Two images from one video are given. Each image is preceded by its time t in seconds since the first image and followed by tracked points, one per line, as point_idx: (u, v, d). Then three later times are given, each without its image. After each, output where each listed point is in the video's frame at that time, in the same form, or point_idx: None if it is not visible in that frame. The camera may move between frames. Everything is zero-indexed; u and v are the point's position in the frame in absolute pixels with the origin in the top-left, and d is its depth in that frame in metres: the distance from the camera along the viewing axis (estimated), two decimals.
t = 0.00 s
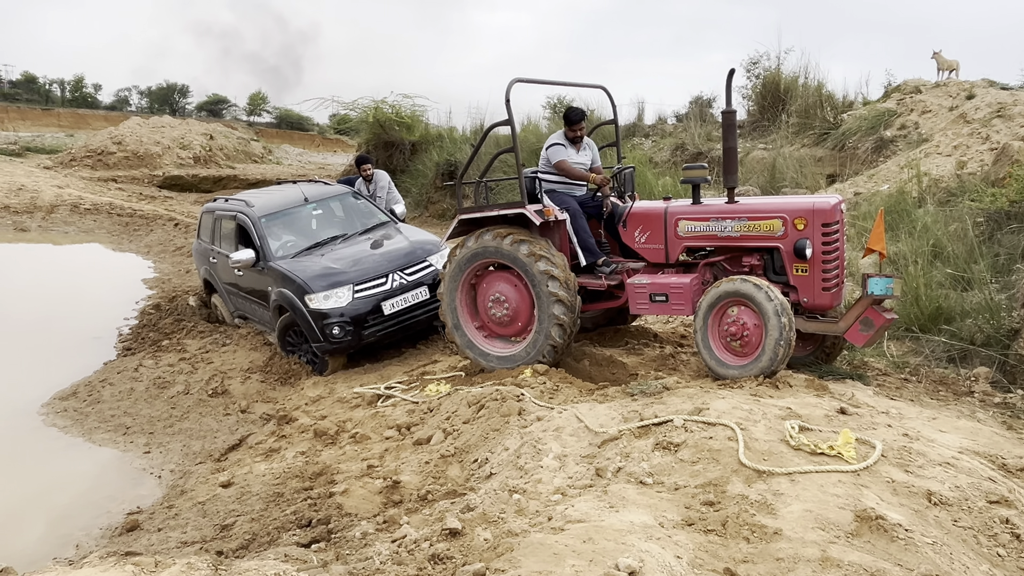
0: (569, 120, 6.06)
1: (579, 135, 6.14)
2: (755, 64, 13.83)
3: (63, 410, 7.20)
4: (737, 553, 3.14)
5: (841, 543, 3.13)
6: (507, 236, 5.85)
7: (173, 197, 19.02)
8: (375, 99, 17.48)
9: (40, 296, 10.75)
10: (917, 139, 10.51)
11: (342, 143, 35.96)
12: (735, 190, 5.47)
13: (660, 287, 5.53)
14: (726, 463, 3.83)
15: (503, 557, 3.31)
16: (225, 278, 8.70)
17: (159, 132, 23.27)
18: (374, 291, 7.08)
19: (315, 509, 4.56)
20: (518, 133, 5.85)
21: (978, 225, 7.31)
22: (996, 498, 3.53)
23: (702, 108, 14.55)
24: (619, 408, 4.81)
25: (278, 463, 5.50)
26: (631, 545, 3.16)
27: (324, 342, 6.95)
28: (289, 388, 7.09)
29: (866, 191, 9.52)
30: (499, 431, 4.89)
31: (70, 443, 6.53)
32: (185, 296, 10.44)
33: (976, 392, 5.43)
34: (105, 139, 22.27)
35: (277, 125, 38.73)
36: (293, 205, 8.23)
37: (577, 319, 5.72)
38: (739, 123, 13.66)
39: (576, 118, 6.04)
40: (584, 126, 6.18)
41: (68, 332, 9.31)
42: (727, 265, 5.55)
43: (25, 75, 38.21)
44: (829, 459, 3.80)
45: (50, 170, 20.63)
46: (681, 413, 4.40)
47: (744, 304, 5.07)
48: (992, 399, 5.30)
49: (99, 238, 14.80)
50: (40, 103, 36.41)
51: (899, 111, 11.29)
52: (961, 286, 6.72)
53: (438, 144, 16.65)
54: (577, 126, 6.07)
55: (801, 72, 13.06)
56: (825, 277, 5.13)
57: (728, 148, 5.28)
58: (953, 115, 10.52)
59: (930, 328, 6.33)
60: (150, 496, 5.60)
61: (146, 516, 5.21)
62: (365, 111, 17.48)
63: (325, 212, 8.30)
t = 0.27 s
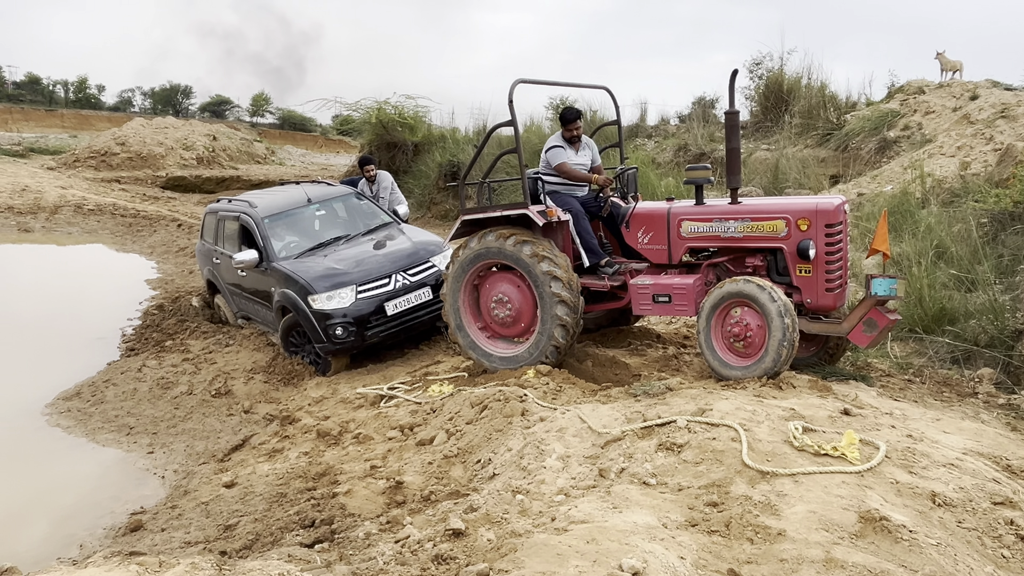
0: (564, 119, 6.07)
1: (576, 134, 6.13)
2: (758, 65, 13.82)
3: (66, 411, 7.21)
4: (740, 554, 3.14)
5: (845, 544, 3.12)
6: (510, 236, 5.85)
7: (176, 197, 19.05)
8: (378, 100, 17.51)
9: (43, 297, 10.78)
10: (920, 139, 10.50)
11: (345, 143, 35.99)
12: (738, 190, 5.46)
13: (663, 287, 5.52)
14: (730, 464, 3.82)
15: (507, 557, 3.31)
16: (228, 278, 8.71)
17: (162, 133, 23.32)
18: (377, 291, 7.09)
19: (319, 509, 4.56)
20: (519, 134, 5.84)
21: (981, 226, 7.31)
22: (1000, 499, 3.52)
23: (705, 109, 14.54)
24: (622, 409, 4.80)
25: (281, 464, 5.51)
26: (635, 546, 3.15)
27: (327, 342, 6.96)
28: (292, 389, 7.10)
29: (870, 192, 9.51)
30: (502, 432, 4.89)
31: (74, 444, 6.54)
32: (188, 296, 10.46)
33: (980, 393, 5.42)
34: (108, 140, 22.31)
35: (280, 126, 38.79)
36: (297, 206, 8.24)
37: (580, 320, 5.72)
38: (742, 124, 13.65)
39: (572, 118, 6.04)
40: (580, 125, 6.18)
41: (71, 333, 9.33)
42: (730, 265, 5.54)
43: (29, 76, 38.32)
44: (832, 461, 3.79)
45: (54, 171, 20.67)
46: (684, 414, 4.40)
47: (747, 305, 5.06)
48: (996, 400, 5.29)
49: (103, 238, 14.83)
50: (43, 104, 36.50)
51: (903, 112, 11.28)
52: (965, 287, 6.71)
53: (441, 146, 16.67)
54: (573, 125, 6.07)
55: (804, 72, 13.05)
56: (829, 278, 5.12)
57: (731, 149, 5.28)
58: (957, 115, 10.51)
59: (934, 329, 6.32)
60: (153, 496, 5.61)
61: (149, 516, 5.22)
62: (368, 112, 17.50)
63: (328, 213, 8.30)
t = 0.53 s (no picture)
0: (569, 119, 6.05)
1: (580, 135, 6.12)
2: (759, 65, 13.82)
3: (68, 411, 7.22)
4: (742, 555, 3.13)
5: (847, 545, 3.12)
6: (512, 237, 5.85)
7: (178, 198, 19.06)
8: (379, 101, 17.52)
9: (45, 297, 10.78)
10: (922, 140, 10.49)
11: (347, 144, 36.02)
12: (740, 191, 5.46)
13: (664, 288, 5.52)
14: (731, 465, 3.82)
15: (508, 558, 3.31)
16: (229, 279, 8.72)
17: (164, 134, 23.35)
18: (379, 292, 7.09)
19: (320, 509, 4.56)
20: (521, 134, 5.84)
21: (983, 227, 7.30)
22: (1002, 501, 3.52)
23: (706, 109, 14.54)
24: (623, 409, 4.80)
25: (282, 464, 5.51)
26: (636, 547, 3.15)
27: (328, 342, 6.96)
28: (293, 389, 7.10)
29: (871, 193, 9.50)
30: (504, 433, 4.89)
31: (76, 444, 6.54)
32: (190, 297, 10.46)
33: (982, 395, 5.41)
34: (110, 141, 22.34)
35: (281, 127, 38.82)
36: (298, 206, 8.24)
37: (581, 320, 5.72)
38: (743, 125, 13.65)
39: (577, 118, 6.03)
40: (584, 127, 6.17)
41: (72, 333, 9.33)
42: (731, 266, 5.54)
43: (31, 77, 38.39)
44: (834, 462, 3.79)
45: (55, 171, 20.69)
46: (685, 415, 4.39)
47: (749, 306, 5.06)
48: (998, 401, 5.28)
49: (104, 239, 14.84)
50: (45, 104, 36.56)
51: (904, 113, 11.27)
52: (966, 287, 6.70)
53: (442, 146, 16.68)
54: (577, 125, 6.06)
55: (805, 73, 13.05)
56: (830, 278, 5.12)
57: (732, 149, 5.28)
58: (959, 116, 10.50)
59: (935, 330, 6.31)
60: (154, 496, 5.61)
61: (150, 516, 5.22)
62: (369, 112, 17.52)
63: (329, 213, 8.31)
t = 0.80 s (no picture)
0: (573, 120, 6.02)
1: (583, 135, 6.11)
2: (759, 66, 13.82)
3: (68, 411, 7.22)
4: (742, 557, 3.13)
5: (847, 547, 3.11)
6: (512, 237, 5.84)
7: (178, 198, 19.06)
8: (380, 102, 17.53)
9: (45, 297, 10.78)
10: (922, 141, 10.48)
11: (347, 144, 36.03)
12: (740, 192, 5.45)
13: (664, 289, 5.51)
14: (731, 466, 3.82)
15: (508, 559, 3.30)
16: (229, 279, 8.72)
17: (164, 134, 23.35)
18: (379, 292, 7.09)
19: (319, 510, 4.56)
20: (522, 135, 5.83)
21: (983, 227, 7.30)
22: (1002, 502, 3.51)
23: (706, 110, 14.54)
24: (624, 410, 4.80)
25: (282, 465, 5.50)
26: (636, 548, 3.15)
27: (328, 343, 6.95)
28: (293, 390, 7.09)
29: (871, 194, 9.50)
30: (503, 433, 4.88)
31: (75, 445, 6.54)
32: (190, 297, 10.46)
33: (982, 395, 5.41)
34: (110, 141, 22.35)
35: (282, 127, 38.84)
36: (298, 207, 8.24)
37: (581, 321, 5.71)
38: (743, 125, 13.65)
39: (581, 119, 6.01)
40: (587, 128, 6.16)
41: (72, 334, 9.33)
42: (731, 267, 5.54)
43: (31, 77, 38.41)
44: (834, 463, 3.79)
45: (55, 172, 20.69)
46: (686, 416, 4.39)
47: (749, 306, 5.05)
48: (998, 402, 5.28)
49: (104, 240, 14.83)
50: (45, 105, 36.57)
51: (905, 114, 11.26)
52: (967, 288, 6.70)
53: (442, 147, 16.68)
54: (580, 126, 6.05)
55: (805, 74, 13.05)
56: (830, 279, 5.11)
57: (732, 150, 5.27)
58: (959, 117, 10.50)
59: (936, 331, 6.30)
60: (154, 497, 5.61)
61: (150, 517, 5.22)
62: (370, 113, 17.52)
63: (329, 214, 8.31)
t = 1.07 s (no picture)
0: (573, 121, 6.02)
1: (582, 136, 6.10)
2: (759, 67, 13.82)
3: (66, 412, 7.21)
4: (741, 558, 3.12)
5: (847, 548, 3.11)
6: (511, 238, 5.83)
7: (177, 199, 19.05)
8: (379, 102, 17.53)
9: (43, 298, 10.77)
10: (921, 142, 10.48)
11: (346, 145, 36.02)
12: (739, 193, 5.45)
13: (663, 290, 5.51)
14: (730, 467, 3.81)
15: (506, 561, 3.30)
16: (228, 280, 8.71)
17: (163, 134, 23.35)
18: (378, 293, 7.08)
19: (318, 511, 4.55)
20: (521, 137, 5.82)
21: (983, 228, 7.30)
22: (1002, 503, 3.51)
23: (706, 110, 14.54)
24: (623, 411, 4.79)
25: (280, 466, 5.50)
26: (635, 549, 3.14)
27: (327, 344, 6.95)
28: (292, 391, 7.09)
29: (870, 194, 9.50)
30: (502, 434, 4.88)
31: (74, 445, 6.53)
32: (188, 298, 10.45)
33: (981, 396, 5.41)
34: (109, 141, 22.34)
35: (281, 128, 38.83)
36: (297, 208, 8.23)
37: (580, 321, 5.71)
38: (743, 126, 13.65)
39: (581, 121, 6.00)
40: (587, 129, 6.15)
41: (71, 334, 9.32)
42: (730, 267, 5.54)
43: (30, 78, 38.39)
44: (833, 464, 3.79)
45: (54, 172, 20.68)
46: (685, 417, 4.39)
47: (748, 307, 5.05)
48: (997, 403, 5.28)
49: (103, 240, 14.81)
50: (44, 105, 36.50)
51: (904, 114, 11.26)
52: (966, 289, 6.70)
53: (441, 147, 16.68)
54: (579, 127, 6.03)
55: (804, 75, 13.06)
56: (830, 280, 5.11)
57: (732, 151, 5.27)
58: (958, 118, 10.50)
59: (935, 332, 6.30)
60: (152, 498, 5.61)
61: (149, 518, 5.21)
62: (369, 113, 17.52)
63: (328, 214, 8.30)
